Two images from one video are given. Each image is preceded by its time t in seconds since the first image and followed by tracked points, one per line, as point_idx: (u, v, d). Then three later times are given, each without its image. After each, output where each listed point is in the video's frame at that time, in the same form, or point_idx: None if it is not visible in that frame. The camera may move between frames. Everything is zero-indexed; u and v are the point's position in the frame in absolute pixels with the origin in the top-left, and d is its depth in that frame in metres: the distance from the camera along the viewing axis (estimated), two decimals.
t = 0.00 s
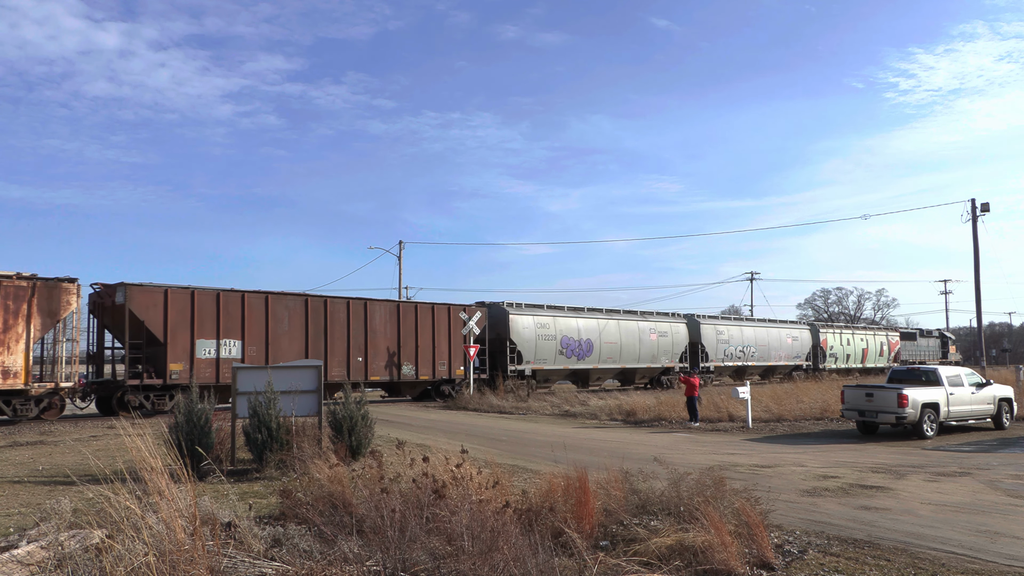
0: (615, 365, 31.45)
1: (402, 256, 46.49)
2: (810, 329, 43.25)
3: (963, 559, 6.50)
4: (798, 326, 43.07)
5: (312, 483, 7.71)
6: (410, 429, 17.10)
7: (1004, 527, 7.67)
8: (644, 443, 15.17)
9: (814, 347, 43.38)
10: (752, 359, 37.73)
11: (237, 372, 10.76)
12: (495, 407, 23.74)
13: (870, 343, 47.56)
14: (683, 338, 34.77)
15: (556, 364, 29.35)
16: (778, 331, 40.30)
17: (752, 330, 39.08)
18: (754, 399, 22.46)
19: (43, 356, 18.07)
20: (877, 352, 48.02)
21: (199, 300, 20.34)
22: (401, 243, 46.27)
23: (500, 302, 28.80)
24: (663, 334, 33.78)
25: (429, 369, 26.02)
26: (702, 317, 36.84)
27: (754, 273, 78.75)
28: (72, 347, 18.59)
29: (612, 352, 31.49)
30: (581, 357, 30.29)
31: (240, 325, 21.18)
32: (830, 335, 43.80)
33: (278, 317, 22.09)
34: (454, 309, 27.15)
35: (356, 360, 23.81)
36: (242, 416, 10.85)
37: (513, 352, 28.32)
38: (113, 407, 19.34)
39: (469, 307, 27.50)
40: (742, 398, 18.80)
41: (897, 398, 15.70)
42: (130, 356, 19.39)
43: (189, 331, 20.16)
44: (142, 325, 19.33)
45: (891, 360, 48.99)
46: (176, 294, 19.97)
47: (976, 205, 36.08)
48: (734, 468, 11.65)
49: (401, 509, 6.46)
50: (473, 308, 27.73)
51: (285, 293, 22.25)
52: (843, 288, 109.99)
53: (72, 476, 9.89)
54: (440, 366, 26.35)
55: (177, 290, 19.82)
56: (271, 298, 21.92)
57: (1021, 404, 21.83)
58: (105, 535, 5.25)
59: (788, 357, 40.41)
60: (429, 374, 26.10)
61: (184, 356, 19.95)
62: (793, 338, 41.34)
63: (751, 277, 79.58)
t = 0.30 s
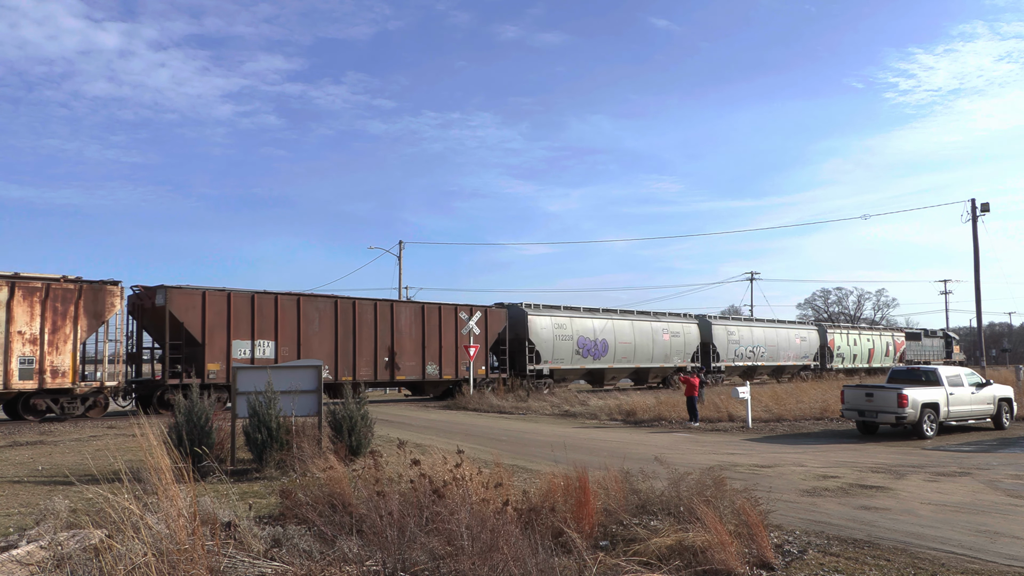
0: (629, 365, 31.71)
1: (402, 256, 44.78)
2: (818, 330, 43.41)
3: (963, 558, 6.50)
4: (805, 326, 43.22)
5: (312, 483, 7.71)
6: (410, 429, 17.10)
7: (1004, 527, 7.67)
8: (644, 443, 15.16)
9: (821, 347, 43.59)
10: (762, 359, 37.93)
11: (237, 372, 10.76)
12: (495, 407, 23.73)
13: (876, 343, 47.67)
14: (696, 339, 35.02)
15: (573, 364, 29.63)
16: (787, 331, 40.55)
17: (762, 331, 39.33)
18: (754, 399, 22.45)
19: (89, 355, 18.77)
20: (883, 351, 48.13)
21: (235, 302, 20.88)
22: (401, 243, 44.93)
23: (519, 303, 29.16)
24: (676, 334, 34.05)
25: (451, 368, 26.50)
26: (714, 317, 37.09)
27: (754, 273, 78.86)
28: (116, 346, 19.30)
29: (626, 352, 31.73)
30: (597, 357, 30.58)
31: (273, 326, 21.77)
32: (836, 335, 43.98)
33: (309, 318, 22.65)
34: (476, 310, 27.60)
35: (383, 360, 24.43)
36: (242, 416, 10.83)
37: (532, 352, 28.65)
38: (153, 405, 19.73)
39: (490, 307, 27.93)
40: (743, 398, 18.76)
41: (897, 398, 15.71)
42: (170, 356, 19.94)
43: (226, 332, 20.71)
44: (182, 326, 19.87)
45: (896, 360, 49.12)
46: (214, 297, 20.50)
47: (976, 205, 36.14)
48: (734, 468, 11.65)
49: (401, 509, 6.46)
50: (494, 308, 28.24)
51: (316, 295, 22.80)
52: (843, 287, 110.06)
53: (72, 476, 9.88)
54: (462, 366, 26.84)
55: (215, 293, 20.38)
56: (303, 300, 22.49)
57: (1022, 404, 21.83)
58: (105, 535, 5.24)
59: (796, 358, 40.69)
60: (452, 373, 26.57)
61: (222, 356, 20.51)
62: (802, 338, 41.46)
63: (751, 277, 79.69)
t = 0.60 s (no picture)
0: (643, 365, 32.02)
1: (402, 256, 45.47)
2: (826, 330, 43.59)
3: (963, 559, 6.50)
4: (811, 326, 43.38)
5: (312, 483, 7.71)
6: (410, 429, 17.10)
7: (1003, 527, 7.67)
8: (644, 443, 15.15)
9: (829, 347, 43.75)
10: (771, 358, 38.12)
11: (237, 372, 10.76)
12: (495, 407, 23.71)
13: (882, 343, 47.79)
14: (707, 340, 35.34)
15: (589, 364, 29.96)
16: (796, 331, 40.79)
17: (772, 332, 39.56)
18: (754, 399, 22.44)
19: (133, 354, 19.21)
20: (888, 351, 48.24)
21: (268, 303, 21.64)
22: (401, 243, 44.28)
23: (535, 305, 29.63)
24: (687, 334, 34.43)
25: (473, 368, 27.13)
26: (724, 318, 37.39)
27: (754, 273, 79.00)
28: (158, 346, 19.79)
29: (640, 352, 32.05)
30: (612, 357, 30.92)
31: (304, 327, 22.50)
32: (843, 335, 44.14)
33: (338, 318, 23.40)
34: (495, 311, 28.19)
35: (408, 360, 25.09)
36: (242, 416, 10.82)
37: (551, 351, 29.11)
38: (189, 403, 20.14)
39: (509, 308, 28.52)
40: (743, 398, 18.75)
41: (897, 398, 15.71)
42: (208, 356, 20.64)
43: (259, 333, 21.43)
44: (217, 327, 20.56)
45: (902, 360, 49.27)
46: (248, 298, 21.25)
47: (977, 206, 36.21)
48: (734, 468, 11.65)
49: (402, 509, 6.46)
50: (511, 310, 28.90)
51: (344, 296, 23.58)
52: (843, 287, 110.16)
53: (72, 476, 9.87)
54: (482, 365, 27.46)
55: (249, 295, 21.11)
56: (332, 301, 23.24)
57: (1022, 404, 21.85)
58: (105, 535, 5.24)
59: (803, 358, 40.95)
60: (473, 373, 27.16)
61: (256, 355, 21.21)
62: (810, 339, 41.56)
63: (751, 277, 79.80)
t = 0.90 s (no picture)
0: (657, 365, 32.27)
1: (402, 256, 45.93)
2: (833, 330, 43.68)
3: (963, 559, 6.50)
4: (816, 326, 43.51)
5: (313, 482, 7.72)
6: (411, 429, 17.12)
7: (1004, 527, 7.67)
8: (644, 443, 15.16)
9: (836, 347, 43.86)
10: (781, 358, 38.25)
11: (237, 372, 10.76)
12: (495, 407, 23.71)
13: (888, 343, 47.86)
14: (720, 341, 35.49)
15: (605, 364, 30.22)
16: (805, 331, 40.94)
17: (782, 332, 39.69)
18: (754, 399, 22.45)
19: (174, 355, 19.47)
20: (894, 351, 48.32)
21: (300, 304, 22.14)
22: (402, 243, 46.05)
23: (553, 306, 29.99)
24: (700, 335, 34.61)
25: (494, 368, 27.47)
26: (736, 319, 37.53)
27: (754, 273, 79.12)
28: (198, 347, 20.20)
29: (654, 353, 32.30)
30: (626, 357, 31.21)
31: (333, 327, 22.93)
32: (851, 335, 44.24)
33: (366, 319, 23.83)
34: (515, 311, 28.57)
35: (431, 360, 25.48)
36: (242, 415, 10.80)
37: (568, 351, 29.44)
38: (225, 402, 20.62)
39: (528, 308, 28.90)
40: (742, 398, 18.77)
41: (897, 398, 15.71)
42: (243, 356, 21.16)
43: (292, 333, 21.91)
44: (252, 327, 21.15)
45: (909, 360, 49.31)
46: (281, 300, 21.80)
47: (977, 206, 36.28)
48: (734, 468, 11.65)
49: (401, 509, 6.46)
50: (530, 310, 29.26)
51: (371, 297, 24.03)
52: (843, 287, 110.31)
53: (73, 476, 9.87)
54: (503, 365, 27.78)
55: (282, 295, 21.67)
56: (360, 303, 23.70)
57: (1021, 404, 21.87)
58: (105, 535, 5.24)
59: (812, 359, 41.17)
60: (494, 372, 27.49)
61: (289, 354, 21.71)
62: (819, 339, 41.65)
63: (751, 276, 79.90)
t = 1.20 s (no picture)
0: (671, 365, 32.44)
1: (402, 256, 45.68)
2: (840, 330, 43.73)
3: (963, 559, 6.50)
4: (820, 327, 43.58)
5: (313, 483, 7.72)
6: (411, 429, 17.12)
7: (1004, 527, 7.67)
8: (644, 443, 15.16)
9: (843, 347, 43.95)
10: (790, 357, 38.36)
11: (237, 372, 10.76)
12: (495, 407, 23.71)
13: (894, 343, 47.90)
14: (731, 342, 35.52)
15: (621, 364, 30.40)
16: (814, 332, 41.04)
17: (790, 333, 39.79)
18: (754, 399, 22.45)
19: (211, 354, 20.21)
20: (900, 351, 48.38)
21: (330, 304, 22.67)
22: (401, 243, 45.80)
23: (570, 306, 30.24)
24: (713, 335, 34.73)
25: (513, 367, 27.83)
26: (746, 320, 37.60)
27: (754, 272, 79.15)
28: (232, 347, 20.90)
29: (668, 353, 32.47)
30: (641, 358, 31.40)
31: (361, 327, 23.52)
32: (858, 335, 44.29)
33: (392, 319, 24.41)
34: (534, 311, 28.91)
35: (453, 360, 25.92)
36: (242, 416, 10.79)
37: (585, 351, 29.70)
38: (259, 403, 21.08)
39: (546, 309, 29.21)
40: (743, 398, 18.76)
41: (897, 398, 15.71)
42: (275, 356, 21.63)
43: (323, 333, 22.43)
44: (286, 328, 21.68)
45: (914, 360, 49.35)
46: (313, 300, 22.35)
47: (978, 205, 36.31)
48: (734, 468, 11.65)
49: (402, 509, 6.46)
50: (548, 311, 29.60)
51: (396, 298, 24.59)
52: (843, 287, 110.34)
53: (73, 476, 9.87)
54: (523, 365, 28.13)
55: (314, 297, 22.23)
56: (387, 304, 24.26)
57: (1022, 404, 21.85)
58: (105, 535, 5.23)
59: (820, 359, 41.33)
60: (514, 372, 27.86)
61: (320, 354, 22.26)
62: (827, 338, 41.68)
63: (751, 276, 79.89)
